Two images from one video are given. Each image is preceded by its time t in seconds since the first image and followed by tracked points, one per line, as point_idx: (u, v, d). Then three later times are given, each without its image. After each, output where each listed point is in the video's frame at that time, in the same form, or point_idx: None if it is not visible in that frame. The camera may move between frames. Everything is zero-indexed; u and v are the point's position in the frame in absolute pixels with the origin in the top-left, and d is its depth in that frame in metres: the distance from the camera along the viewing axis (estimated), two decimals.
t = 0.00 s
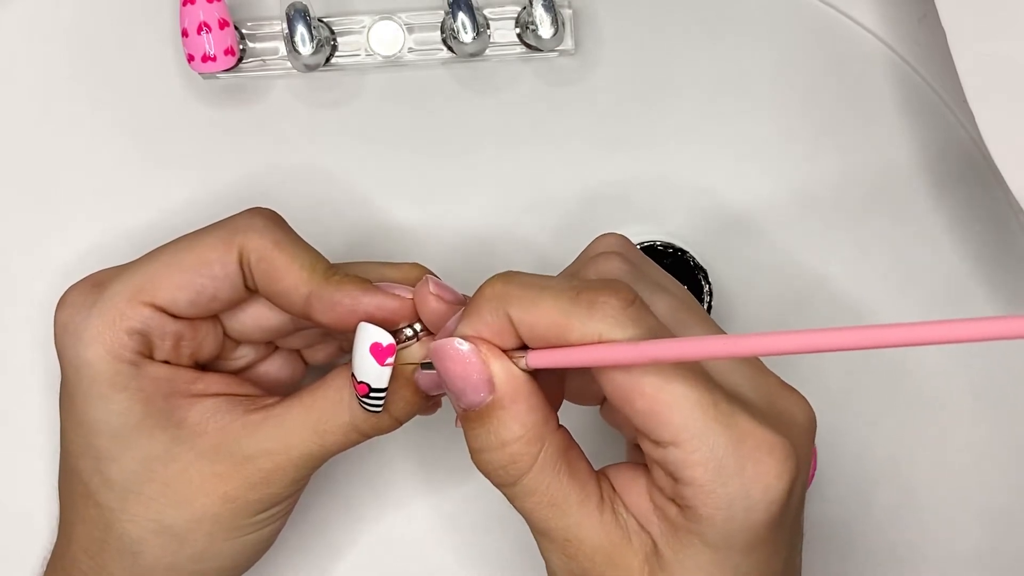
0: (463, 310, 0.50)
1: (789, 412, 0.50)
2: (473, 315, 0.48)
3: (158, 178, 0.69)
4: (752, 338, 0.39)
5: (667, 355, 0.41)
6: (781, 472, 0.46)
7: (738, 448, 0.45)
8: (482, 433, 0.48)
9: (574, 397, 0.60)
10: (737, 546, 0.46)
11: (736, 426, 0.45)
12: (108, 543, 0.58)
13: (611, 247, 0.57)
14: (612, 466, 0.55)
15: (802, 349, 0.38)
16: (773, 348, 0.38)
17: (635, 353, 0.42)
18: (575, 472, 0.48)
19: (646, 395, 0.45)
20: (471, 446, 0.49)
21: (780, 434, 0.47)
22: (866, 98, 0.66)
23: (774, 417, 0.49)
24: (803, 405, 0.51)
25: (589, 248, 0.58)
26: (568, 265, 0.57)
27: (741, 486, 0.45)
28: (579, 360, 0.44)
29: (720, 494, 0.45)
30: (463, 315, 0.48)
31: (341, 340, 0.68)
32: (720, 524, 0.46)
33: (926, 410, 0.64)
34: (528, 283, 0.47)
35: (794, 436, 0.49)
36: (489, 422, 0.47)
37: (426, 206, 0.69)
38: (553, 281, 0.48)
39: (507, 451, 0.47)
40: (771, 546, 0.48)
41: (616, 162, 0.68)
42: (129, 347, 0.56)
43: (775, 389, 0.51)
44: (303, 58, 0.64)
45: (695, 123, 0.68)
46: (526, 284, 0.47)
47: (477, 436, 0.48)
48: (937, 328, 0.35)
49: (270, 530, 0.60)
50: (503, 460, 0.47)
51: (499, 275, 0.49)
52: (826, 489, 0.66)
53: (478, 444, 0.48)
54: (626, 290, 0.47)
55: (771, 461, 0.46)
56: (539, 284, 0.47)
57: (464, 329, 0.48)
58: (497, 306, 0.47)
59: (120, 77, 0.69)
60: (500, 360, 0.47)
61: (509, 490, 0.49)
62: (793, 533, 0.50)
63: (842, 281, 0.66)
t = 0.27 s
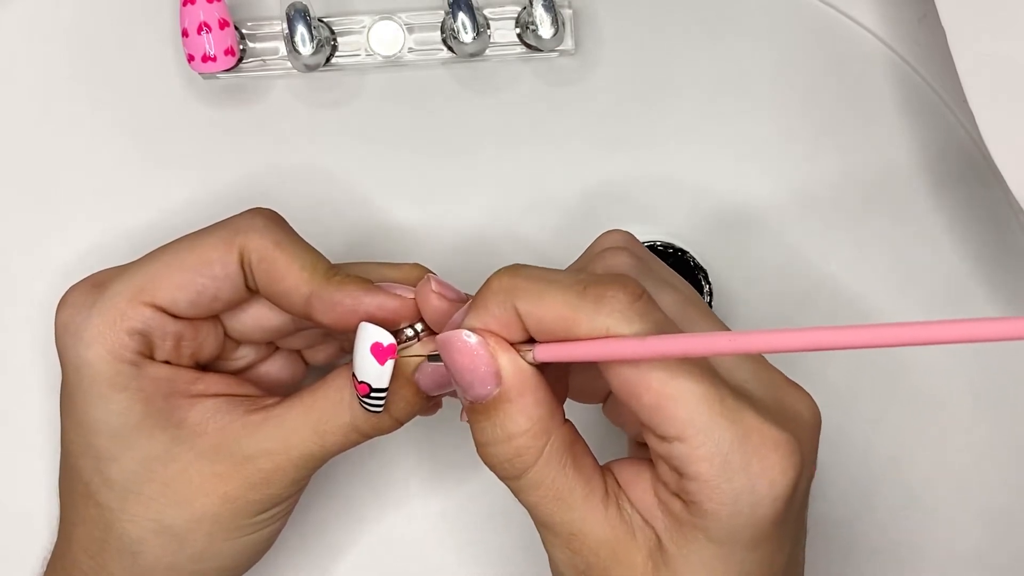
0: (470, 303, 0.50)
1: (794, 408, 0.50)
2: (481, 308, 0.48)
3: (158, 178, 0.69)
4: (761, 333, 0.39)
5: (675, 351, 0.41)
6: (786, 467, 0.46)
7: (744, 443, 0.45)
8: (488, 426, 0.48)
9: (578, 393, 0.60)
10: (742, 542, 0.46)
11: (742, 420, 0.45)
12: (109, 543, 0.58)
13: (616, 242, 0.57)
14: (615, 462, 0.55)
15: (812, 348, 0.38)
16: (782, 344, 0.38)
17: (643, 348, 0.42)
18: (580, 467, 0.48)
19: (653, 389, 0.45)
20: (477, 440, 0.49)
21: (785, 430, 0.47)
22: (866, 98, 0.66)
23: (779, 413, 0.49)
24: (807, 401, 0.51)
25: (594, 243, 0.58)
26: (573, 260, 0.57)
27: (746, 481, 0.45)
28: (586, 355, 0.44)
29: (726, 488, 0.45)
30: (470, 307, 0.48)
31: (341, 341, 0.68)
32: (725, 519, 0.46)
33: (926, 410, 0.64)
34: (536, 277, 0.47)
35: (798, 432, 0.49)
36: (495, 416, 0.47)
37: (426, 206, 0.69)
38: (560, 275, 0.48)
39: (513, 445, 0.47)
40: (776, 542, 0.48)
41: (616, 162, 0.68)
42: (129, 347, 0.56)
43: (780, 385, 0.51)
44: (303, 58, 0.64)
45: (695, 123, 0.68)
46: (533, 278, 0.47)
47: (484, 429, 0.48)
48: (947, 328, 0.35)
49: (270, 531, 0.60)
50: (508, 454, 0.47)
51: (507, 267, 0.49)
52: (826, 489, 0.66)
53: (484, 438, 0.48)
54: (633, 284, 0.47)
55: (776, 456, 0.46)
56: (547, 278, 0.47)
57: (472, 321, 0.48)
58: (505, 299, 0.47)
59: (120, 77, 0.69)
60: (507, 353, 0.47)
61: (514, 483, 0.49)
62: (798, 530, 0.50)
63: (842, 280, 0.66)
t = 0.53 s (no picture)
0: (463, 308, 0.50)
1: (789, 409, 0.50)
2: (472, 314, 0.48)
3: (158, 178, 0.69)
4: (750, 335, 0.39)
5: (666, 354, 0.41)
6: (781, 469, 0.46)
7: (738, 446, 0.45)
8: (481, 432, 0.48)
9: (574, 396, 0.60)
10: (738, 544, 0.46)
11: (736, 423, 0.45)
12: (109, 543, 0.58)
13: (611, 245, 0.57)
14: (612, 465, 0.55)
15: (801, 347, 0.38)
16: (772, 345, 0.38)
17: (634, 351, 0.42)
18: (574, 472, 0.48)
19: (647, 393, 0.45)
20: (470, 445, 0.49)
21: (780, 432, 0.47)
22: (866, 98, 0.66)
23: (775, 415, 0.49)
24: (801, 403, 0.51)
25: (589, 247, 0.58)
26: (568, 264, 0.57)
27: (741, 484, 0.45)
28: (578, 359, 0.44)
29: (721, 491, 0.45)
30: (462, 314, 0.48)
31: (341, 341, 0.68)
32: (720, 522, 0.46)
33: (926, 410, 0.64)
34: (528, 282, 0.47)
35: (794, 434, 0.49)
36: (488, 421, 0.47)
37: (426, 206, 0.69)
38: (551, 280, 0.48)
39: (506, 450, 0.47)
40: (772, 544, 0.48)
41: (616, 162, 0.68)
42: (129, 347, 0.56)
43: (775, 387, 0.51)
44: (303, 58, 0.64)
45: (695, 123, 0.68)
46: (524, 283, 0.47)
47: (477, 435, 0.48)
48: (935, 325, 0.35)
49: (269, 531, 0.60)
50: (502, 459, 0.47)
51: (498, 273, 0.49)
52: (826, 489, 0.66)
53: (477, 443, 0.48)
54: (625, 288, 0.47)
55: (771, 459, 0.46)
56: (539, 283, 0.47)
57: (464, 328, 0.48)
58: (496, 305, 0.47)
59: (120, 77, 0.69)
60: (499, 358, 0.47)
61: (508, 489, 0.49)
62: (794, 531, 0.50)
63: (842, 281, 0.66)
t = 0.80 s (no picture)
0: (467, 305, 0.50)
1: (791, 406, 0.50)
2: (476, 310, 0.48)
3: (158, 178, 0.69)
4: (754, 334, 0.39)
5: (670, 351, 0.41)
6: (784, 467, 0.46)
7: (741, 443, 0.45)
8: (484, 428, 0.48)
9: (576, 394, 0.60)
10: (741, 542, 0.46)
11: (739, 421, 0.45)
12: (109, 543, 0.58)
13: (614, 243, 0.57)
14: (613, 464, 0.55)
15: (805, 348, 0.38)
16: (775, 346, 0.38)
17: (638, 348, 0.42)
18: (577, 469, 0.48)
19: (650, 390, 0.45)
20: (473, 441, 0.49)
21: (783, 430, 0.47)
22: (866, 98, 0.66)
23: (776, 412, 0.49)
24: (803, 400, 0.51)
25: (592, 244, 0.58)
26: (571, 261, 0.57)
27: (744, 482, 0.45)
28: (582, 356, 0.44)
29: (723, 489, 0.45)
30: (466, 309, 0.48)
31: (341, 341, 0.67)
32: (723, 520, 0.46)
33: (926, 410, 0.64)
34: (532, 279, 0.47)
35: (796, 431, 0.49)
36: (491, 418, 0.47)
37: (426, 206, 0.69)
38: (556, 276, 0.48)
39: (509, 447, 0.47)
40: (774, 542, 0.48)
41: (616, 162, 0.68)
42: (129, 347, 0.56)
43: (777, 385, 0.51)
44: (303, 58, 0.64)
45: (695, 123, 0.68)
46: (528, 279, 0.47)
47: (480, 431, 0.48)
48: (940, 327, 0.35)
49: (269, 531, 0.60)
50: (505, 456, 0.47)
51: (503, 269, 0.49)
52: (826, 489, 0.66)
53: (480, 439, 0.48)
54: (629, 285, 0.47)
55: (774, 457, 0.46)
56: (543, 279, 0.47)
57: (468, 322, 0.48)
58: (500, 301, 0.47)
59: (120, 77, 0.69)
60: (503, 354, 0.47)
61: (511, 485, 0.49)
62: (796, 529, 0.50)
63: (842, 281, 0.66)
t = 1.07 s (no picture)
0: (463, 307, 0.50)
1: (790, 405, 0.50)
2: (473, 312, 0.48)
3: (158, 178, 0.69)
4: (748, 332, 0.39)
5: (666, 351, 0.41)
6: (782, 467, 0.46)
7: (738, 443, 0.45)
8: (481, 431, 0.48)
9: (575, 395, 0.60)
10: (740, 542, 0.46)
11: (737, 421, 0.45)
12: (109, 543, 0.58)
13: (612, 244, 0.57)
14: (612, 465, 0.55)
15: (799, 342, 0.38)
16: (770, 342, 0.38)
17: (633, 348, 0.42)
18: (575, 471, 0.48)
19: (647, 391, 0.45)
20: (471, 444, 0.49)
21: (781, 430, 0.47)
22: (866, 98, 0.66)
23: (775, 411, 0.49)
24: (802, 399, 0.51)
25: (589, 246, 0.58)
26: (569, 263, 0.57)
27: (743, 482, 0.45)
28: (578, 357, 0.44)
29: (722, 489, 0.45)
30: (463, 313, 0.48)
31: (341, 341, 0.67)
32: (721, 520, 0.46)
33: (926, 410, 0.65)
34: (528, 281, 0.47)
35: (795, 430, 0.49)
36: (489, 420, 0.47)
37: (426, 205, 0.69)
38: (552, 278, 0.48)
39: (507, 449, 0.47)
40: (773, 541, 0.48)
41: (616, 162, 0.68)
42: (129, 347, 0.56)
43: (775, 385, 0.51)
44: (303, 58, 0.64)
45: (695, 123, 0.68)
46: (525, 281, 0.47)
47: (477, 434, 0.48)
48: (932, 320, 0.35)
49: (269, 531, 0.60)
50: (502, 458, 0.47)
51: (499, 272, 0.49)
52: (826, 489, 0.66)
53: (478, 442, 0.48)
54: (626, 286, 0.47)
55: (772, 456, 0.46)
56: (540, 281, 0.47)
57: (465, 326, 0.48)
58: (497, 303, 0.47)
59: (121, 77, 0.69)
60: (500, 357, 0.47)
61: (509, 488, 0.49)
62: (796, 528, 0.50)
63: (842, 281, 0.66)
